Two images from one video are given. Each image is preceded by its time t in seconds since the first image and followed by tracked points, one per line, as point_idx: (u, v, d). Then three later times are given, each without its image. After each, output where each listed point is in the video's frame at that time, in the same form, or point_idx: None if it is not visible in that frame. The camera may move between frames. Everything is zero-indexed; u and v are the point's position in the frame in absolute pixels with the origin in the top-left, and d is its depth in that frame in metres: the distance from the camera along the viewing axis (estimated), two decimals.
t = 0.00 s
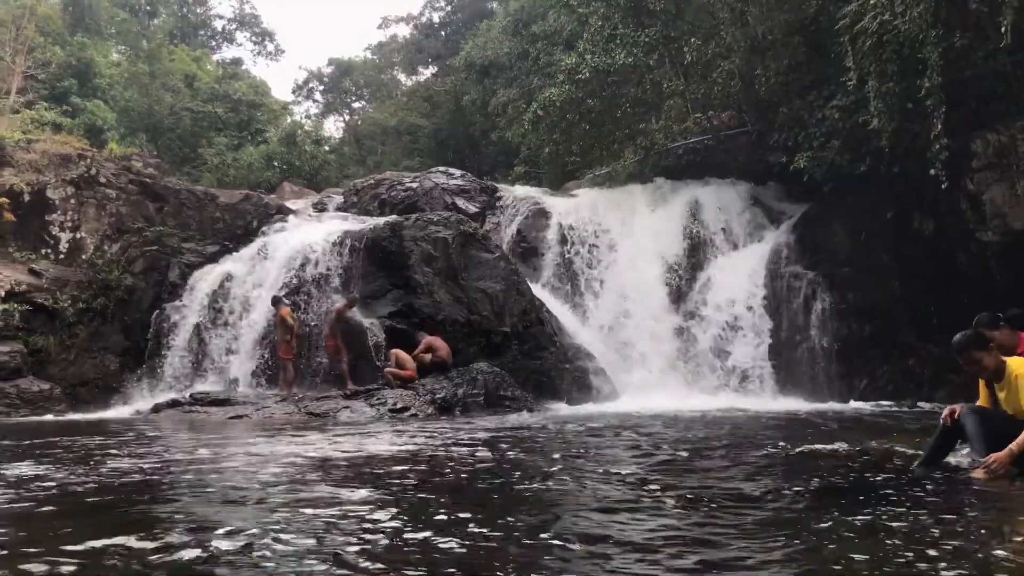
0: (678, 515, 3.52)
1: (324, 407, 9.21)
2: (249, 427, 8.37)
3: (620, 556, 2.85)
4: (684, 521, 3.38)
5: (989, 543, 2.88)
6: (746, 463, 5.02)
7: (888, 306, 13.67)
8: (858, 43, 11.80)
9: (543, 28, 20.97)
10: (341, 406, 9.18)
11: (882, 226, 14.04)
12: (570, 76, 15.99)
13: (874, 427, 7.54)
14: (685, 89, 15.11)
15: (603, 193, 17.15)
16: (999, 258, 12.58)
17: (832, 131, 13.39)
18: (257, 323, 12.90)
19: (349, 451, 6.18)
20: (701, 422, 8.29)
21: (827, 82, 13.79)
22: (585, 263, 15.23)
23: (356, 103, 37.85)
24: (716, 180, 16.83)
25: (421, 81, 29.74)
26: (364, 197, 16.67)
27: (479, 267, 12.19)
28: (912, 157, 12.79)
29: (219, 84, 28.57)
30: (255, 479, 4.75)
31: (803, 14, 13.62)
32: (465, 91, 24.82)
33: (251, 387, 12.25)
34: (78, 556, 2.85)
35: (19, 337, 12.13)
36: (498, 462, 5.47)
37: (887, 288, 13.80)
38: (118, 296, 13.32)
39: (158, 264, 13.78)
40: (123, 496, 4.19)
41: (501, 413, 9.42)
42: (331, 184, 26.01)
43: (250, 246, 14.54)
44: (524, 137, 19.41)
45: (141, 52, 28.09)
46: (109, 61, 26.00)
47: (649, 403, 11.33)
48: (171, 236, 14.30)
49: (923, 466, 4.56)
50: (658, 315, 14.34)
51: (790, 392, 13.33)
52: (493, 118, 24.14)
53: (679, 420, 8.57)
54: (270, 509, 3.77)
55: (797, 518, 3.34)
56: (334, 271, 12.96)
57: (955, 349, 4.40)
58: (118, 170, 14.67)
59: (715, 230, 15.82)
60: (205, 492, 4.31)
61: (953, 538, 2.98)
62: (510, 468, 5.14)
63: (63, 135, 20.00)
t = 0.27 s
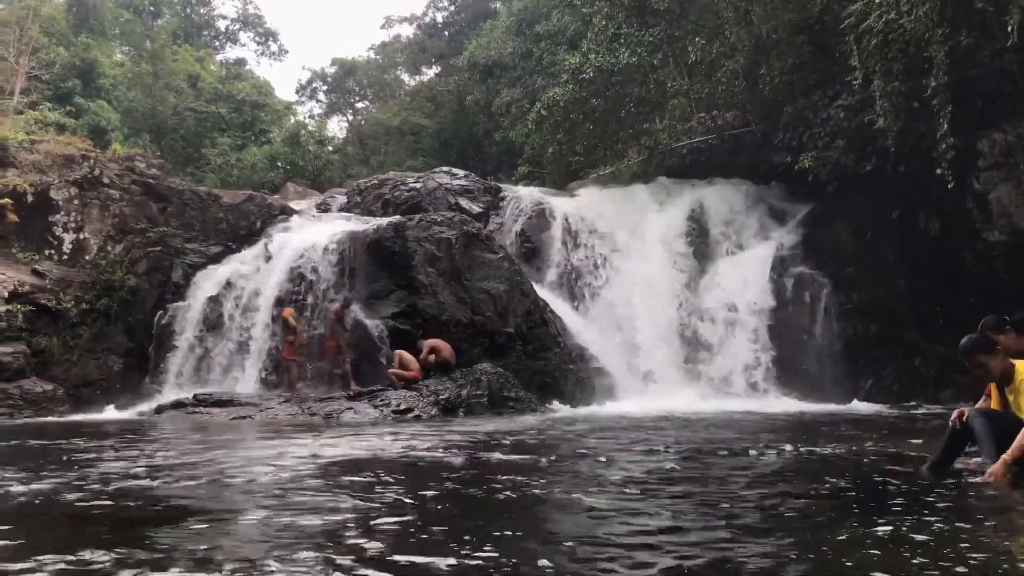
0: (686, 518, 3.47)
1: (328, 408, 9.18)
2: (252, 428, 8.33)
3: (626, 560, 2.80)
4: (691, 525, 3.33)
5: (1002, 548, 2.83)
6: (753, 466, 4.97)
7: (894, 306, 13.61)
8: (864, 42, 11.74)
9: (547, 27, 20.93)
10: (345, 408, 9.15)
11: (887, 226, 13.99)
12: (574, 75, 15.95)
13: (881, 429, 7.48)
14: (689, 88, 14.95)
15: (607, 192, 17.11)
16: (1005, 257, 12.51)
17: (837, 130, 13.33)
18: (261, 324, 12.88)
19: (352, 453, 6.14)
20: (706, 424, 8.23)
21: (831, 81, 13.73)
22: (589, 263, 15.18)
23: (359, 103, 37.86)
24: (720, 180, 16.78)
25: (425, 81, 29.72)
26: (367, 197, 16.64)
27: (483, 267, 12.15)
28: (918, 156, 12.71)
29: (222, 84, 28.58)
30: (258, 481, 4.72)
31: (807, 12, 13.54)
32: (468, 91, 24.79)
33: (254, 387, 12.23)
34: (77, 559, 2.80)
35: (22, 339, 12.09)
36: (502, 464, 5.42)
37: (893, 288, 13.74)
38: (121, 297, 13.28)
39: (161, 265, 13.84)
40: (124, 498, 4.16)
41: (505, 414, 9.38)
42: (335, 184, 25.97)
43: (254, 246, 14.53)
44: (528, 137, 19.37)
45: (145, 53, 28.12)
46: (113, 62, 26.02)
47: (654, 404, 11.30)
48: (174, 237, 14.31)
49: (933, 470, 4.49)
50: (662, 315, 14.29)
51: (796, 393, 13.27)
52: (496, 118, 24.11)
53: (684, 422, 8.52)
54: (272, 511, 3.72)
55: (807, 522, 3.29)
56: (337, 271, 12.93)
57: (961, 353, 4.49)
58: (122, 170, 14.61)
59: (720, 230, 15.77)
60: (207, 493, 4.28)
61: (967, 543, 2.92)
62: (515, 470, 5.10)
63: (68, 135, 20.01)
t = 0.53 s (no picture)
0: (691, 519, 3.43)
1: (331, 407, 9.17)
2: (256, 428, 8.31)
3: (629, 562, 2.77)
4: (696, 526, 3.29)
5: (1010, 551, 2.79)
6: (758, 467, 4.92)
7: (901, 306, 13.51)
8: (869, 39, 11.67)
9: (551, 26, 20.90)
10: (349, 407, 9.14)
11: (892, 225, 13.94)
12: (578, 74, 15.91)
13: (888, 430, 7.44)
14: (693, 87, 14.94)
15: (612, 192, 17.08)
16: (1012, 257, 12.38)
17: (842, 129, 13.27)
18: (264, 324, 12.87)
19: (355, 453, 6.12)
20: (711, 424, 8.20)
21: (837, 79, 13.50)
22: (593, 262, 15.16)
23: (364, 103, 37.90)
24: (725, 179, 16.73)
25: (429, 81, 29.71)
26: (371, 197, 16.63)
27: (487, 267, 12.13)
28: (925, 155, 12.62)
29: (227, 84, 28.60)
30: (259, 481, 4.70)
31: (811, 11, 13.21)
32: (472, 90, 24.77)
33: (258, 387, 12.22)
34: (78, 553, 2.79)
35: (26, 338, 12.10)
36: (505, 464, 5.39)
37: (898, 287, 13.67)
38: (125, 296, 13.30)
39: (166, 265, 13.84)
40: (125, 498, 4.14)
41: (509, 414, 9.35)
42: (339, 184, 25.97)
43: (257, 246, 14.53)
44: (532, 136, 19.33)
45: (149, 53, 28.15)
46: (117, 62, 26.05)
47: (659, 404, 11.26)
48: (178, 236, 14.30)
49: (941, 473, 4.44)
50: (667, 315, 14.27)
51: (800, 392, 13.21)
52: (500, 117, 24.08)
53: (688, 422, 8.49)
54: (273, 512, 3.70)
55: (814, 524, 3.25)
56: (341, 271, 12.91)
57: (969, 356, 4.43)
58: (125, 170, 14.65)
59: (725, 230, 15.74)
60: (208, 493, 4.26)
61: (976, 545, 2.88)
62: (518, 470, 5.07)
63: (72, 135, 20.03)
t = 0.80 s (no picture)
0: (690, 517, 3.38)
1: (331, 406, 9.14)
2: (255, 427, 8.27)
3: (627, 559, 2.75)
4: (695, 524, 3.25)
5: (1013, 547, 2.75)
6: (759, 464, 4.88)
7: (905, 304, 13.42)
8: (872, 35, 11.61)
9: (553, 24, 20.85)
10: (349, 405, 9.11)
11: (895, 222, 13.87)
12: (580, 71, 15.86)
13: (891, 427, 7.40)
14: (696, 84, 14.96)
15: (614, 189, 17.03)
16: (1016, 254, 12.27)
17: (845, 125, 13.21)
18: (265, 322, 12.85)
19: (355, 450, 6.09)
20: (713, 421, 8.16)
21: (841, 75, 13.39)
22: (595, 259, 15.11)
23: (366, 102, 37.89)
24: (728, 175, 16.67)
25: (431, 79, 29.67)
26: (372, 195, 16.60)
27: (488, 265, 12.08)
28: (928, 152, 12.54)
29: (229, 82, 28.55)
30: (256, 478, 4.67)
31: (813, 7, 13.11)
32: (474, 88, 24.71)
33: (259, 386, 12.19)
34: (68, 558, 2.75)
35: (26, 337, 12.09)
36: (505, 461, 5.36)
37: (902, 285, 13.59)
38: (125, 294, 13.26)
39: (166, 263, 13.82)
40: (120, 496, 4.11)
41: (510, 412, 9.30)
42: (341, 182, 25.92)
43: (259, 244, 14.51)
44: (534, 134, 19.29)
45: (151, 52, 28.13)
46: (119, 61, 26.01)
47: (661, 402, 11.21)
48: (179, 234, 14.26)
49: (945, 468, 4.41)
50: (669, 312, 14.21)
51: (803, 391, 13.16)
52: (502, 115, 24.03)
53: (690, 419, 8.45)
54: (267, 509, 3.65)
55: (814, 521, 3.21)
56: (342, 269, 12.88)
57: (974, 351, 4.42)
58: (125, 169, 14.65)
59: (727, 227, 15.70)
60: (205, 491, 4.23)
61: (979, 542, 2.84)
62: (518, 468, 5.04)
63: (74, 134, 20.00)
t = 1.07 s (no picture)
0: (693, 517, 3.32)
1: (331, 404, 9.08)
2: (254, 426, 8.21)
3: (626, 560, 2.69)
4: (696, 524, 3.19)
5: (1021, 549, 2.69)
6: (762, 465, 4.81)
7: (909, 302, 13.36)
8: (876, 31, 11.51)
9: (555, 21, 20.77)
10: (349, 404, 9.05)
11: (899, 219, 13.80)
12: (582, 68, 15.78)
13: (895, 426, 7.33)
14: (699, 82, 14.88)
15: (616, 187, 16.97)
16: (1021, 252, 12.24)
17: (849, 122, 13.14)
18: (266, 321, 12.80)
19: (353, 450, 6.03)
20: (715, 420, 8.09)
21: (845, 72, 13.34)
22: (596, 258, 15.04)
23: (369, 100, 37.87)
24: (730, 173, 16.59)
25: (433, 78, 29.62)
26: (374, 194, 16.55)
27: (490, 263, 12.01)
28: (933, 149, 12.46)
29: (231, 81, 28.50)
30: (252, 478, 4.62)
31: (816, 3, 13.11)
32: (476, 86, 24.66)
33: (259, 385, 12.15)
34: (60, 557, 2.70)
35: (25, 335, 12.07)
36: (505, 461, 5.30)
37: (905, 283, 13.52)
38: (125, 293, 13.17)
39: (166, 262, 13.66)
40: (113, 495, 4.05)
41: (511, 411, 9.24)
42: (344, 181, 25.87)
43: (259, 242, 14.46)
44: (536, 132, 19.22)
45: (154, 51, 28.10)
46: (121, 59, 25.96)
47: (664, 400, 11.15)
48: (178, 233, 14.11)
49: (951, 467, 4.35)
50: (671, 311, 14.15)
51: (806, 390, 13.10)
52: (505, 113, 23.97)
53: (692, 419, 8.38)
54: (263, 509, 3.60)
55: (820, 520, 3.14)
56: (343, 267, 12.83)
57: (980, 350, 4.35)
58: (125, 167, 14.62)
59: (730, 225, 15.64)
60: (198, 490, 4.18)
61: (989, 543, 2.78)
62: (517, 467, 4.98)
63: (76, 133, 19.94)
